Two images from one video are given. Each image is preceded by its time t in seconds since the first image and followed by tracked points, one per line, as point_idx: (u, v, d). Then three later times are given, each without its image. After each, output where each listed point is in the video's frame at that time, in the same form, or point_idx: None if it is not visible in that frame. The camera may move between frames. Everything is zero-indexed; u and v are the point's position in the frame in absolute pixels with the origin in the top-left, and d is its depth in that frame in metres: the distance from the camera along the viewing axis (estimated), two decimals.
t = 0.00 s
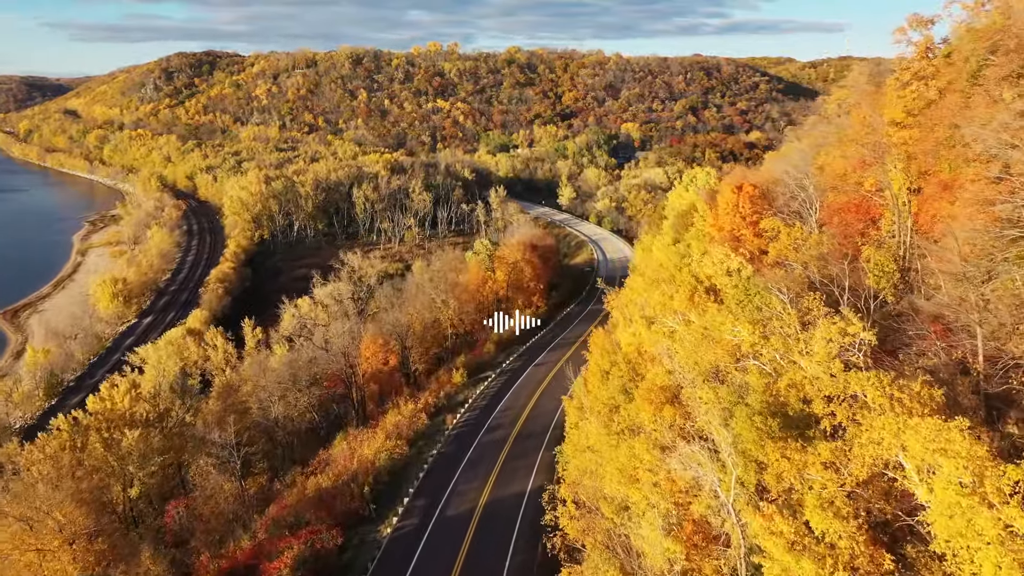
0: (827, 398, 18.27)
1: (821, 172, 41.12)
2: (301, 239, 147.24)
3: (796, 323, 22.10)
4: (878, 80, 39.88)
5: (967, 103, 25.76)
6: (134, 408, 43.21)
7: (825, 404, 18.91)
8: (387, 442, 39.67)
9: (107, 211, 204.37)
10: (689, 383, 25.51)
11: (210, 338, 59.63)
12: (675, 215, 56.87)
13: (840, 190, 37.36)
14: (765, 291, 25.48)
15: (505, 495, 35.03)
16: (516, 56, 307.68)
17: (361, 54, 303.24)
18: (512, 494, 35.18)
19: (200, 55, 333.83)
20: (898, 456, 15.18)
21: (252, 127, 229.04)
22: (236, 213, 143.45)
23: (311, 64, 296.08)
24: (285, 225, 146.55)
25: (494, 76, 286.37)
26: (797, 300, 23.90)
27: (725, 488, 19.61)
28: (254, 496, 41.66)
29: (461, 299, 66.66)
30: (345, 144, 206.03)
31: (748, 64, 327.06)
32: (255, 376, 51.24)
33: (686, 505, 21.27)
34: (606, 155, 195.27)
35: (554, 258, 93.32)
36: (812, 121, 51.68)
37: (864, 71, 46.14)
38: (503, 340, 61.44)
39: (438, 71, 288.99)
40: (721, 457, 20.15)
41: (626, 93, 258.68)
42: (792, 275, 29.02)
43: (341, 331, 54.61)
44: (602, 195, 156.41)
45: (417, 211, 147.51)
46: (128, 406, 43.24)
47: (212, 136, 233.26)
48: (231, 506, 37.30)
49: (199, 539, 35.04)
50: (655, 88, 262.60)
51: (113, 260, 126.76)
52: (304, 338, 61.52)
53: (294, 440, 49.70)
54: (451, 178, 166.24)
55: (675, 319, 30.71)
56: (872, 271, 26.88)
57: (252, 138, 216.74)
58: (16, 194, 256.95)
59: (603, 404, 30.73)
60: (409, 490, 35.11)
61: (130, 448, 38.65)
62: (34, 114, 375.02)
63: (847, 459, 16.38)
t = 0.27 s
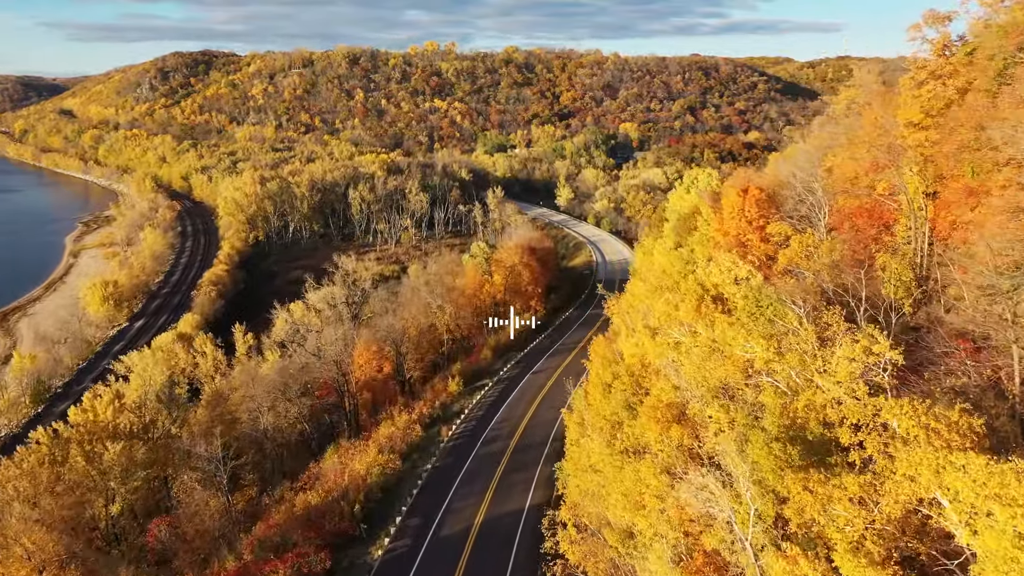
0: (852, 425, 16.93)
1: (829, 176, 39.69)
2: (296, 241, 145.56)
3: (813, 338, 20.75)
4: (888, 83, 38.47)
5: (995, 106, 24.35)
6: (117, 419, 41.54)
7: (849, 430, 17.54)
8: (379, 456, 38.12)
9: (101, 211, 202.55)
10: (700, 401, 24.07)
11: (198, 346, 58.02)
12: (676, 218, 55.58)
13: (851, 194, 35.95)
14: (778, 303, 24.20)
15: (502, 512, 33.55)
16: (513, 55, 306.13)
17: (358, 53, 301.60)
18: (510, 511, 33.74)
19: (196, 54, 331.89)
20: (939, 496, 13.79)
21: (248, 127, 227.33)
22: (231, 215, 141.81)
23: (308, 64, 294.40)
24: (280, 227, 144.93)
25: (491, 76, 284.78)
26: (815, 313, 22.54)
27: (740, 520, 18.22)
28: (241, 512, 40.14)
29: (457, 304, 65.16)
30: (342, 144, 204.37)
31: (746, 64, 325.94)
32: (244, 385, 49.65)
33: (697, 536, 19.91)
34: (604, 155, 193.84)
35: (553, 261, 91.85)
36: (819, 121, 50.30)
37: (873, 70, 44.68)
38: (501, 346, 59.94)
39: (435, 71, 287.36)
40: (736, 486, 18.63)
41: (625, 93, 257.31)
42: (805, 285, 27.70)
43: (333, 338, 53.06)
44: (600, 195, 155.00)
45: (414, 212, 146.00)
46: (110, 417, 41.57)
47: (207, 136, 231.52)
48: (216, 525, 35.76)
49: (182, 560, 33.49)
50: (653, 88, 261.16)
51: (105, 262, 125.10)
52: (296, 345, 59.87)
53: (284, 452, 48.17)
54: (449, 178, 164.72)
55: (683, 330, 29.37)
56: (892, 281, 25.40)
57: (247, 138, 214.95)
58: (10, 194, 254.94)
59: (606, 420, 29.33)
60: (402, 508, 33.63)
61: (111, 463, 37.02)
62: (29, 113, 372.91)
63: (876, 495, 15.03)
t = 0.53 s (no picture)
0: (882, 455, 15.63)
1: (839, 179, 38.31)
2: (292, 243, 143.92)
3: (833, 358, 19.37)
4: (901, 84, 37.12)
5: None
6: (99, 432, 39.97)
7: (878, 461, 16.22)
8: (370, 471, 36.62)
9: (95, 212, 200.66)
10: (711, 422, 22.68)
11: (187, 353, 56.42)
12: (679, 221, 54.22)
13: (863, 198, 34.51)
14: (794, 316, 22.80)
15: (499, 532, 32.09)
16: (511, 55, 304.57)
17: (354, 53, 299.94)
18: (507, 530, 32.29)
19: (192, 54, 329.88)
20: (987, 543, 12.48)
21: (244, 127, 225.62)
22: (225, 216, 140.15)
23: (304, 64, 292.67)
24: (275, 228, 143.31)
25: (489, 76, 283.15)
26: (834, 329, 21.17)
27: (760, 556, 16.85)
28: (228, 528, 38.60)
29: (454, 309, 63.64)
30: (338, 144, 202.70)
31: (744, 64, 325.00)
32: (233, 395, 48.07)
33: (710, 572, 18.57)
34: (602, 156, 192.40)
35: (551, 263, 90.36)
36: (826, 122, 48.95)
37: (882, 70, 43.31)
38: (499, 352, 58.48)
39: (433, 71, 285.69)
40: (753, 521, 17.21)
41: (622, 93, 255.90)
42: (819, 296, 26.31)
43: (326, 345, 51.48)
44: (599, 196, 153.61)
45: (410, 213, 144.46)
46: (92, 431, 39.97)
47: (203, 136, 229.70)
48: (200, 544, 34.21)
49: None
50: (651, 88, 259.75)
51: (98, 264, 123.45)
52: (288, 352, 58.31)
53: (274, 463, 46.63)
54: (446, 179, 163.17)
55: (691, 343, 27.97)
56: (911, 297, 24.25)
57: (243, 138, 213.20)
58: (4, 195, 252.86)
59: (609, 437, 27.91)
60: (394, 528, 32.14)
61: (92, 480, 35.45)
62: (24, 113, 370.59)
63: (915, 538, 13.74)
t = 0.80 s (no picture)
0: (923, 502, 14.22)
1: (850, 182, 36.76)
2: (287, 244, 142.31)
3: (857, 381, 17.85)
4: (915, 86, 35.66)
5: None
6: (80, 447, 38.43)
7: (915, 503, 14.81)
8: (362, 487, 35.07)
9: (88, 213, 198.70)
10: (723, 446, 21.20)
11: (175, 361, 54.88)
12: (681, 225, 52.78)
13: (877, 202, 33.00)
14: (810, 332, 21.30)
15: (497, 552, 30.66)
16: (508, 55, 303.09)
17: (351, 53, 298.27)
18: (505, 550, 30.86)
19: (187, 54, 327.88)
20: None
21: (240, 127, 223.99)
22: (219, 217, 138.55)
23: (300, 63, 290.97)
24: (270, 230, 141.76)
25: (486, 76, 281.56)
26: (856, 347, 19.67)
27: None
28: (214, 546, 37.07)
29: (450, 314, 62.15)
30: (335, 145, 201.06)
31: (741, 64, 323.89)
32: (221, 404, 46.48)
33: None
34: (600, 156, 191.01)
35: (549, 266, 88.84)
36: (833, 123, 47.48)
37: (894, 70, 41.82)
38: (496, 359, 56.98)
39: (430, 71, 284.01)
40: (775, 564, 15.84)
41: (620, 93, 254.50)
42: (835, 308, 24.85)
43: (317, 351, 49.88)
44: (597, 197, 152.20)
45: (407, 214, 142.91)
46: (73, 445, 38.41)
47: (198, 137, 227.91)
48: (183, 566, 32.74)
49: None
50: (649, 88, 258.35)
51: (90, 266, 121.81)
52: (280, 359, 56.75)
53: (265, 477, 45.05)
54: (443, 180, 161.65)
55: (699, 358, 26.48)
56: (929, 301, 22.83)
57: (239, 138, 211.50)
58: None
59: (612, 457, 26.43)
60: (387, 550, 30.72)
61: (70, 499, 33.92)
62: (19, 113, 368.18)
63: None
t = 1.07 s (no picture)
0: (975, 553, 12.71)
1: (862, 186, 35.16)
2: (282, 246, 140.65)
3: (886, 409, 16.32)
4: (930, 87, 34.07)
5: None
6: (57, 462, 36.85)
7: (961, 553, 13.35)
8: (353, 505, 33.53)
9: (82, 214, 196.82)
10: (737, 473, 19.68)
11: (162, 370, 53.30)
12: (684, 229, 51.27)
13: (893, 208, 31.46)
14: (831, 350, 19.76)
15: None
16: (506, 54, 301.57)
17: (348, 53, 296.66)
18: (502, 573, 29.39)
19: (183, 53, 325.96)
20: None
21: (236, 128, 222.24)
22: (214, 218, 136.88)
23: (297, 63, 289.23)
24: (265, 231, 140.13)
25: (483, 75, 280.00)
26: (883, 368, 18.13)
27: None
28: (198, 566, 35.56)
29: (446, 319, 60.65)
30: (331, 145, 199.43)
31: (739, 64, 322.81)
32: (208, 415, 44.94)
33: None
34: (598, 156, 189.58)
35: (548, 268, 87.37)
36: (841, 125, 45.86)
37: (906, 69, 40.22)
38: (494, 366, 55.48)
39: (427, 70, 282.40)
40: None
41: (618, 93, 253.10)
42: (852, 322, 23.33)
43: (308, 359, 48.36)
44: (595, 198, 150.75)
45: (403, 215, 141.34)
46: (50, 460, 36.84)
47: (194, 137, 226.16)
48: None
49: None
50: (647, 88, 256.88)
51: (81, 269, 120.19)
52: (271, 367, 55.13)
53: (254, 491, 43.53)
54: (440, 181, 160.08)
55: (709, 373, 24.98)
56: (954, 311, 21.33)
57: (234, 138, 209.68)
58: None
59: (616, 479, 24.99)
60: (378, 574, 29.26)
61: (45, 520, 32.37)
62: (14, 113, 365.81)
63: None
